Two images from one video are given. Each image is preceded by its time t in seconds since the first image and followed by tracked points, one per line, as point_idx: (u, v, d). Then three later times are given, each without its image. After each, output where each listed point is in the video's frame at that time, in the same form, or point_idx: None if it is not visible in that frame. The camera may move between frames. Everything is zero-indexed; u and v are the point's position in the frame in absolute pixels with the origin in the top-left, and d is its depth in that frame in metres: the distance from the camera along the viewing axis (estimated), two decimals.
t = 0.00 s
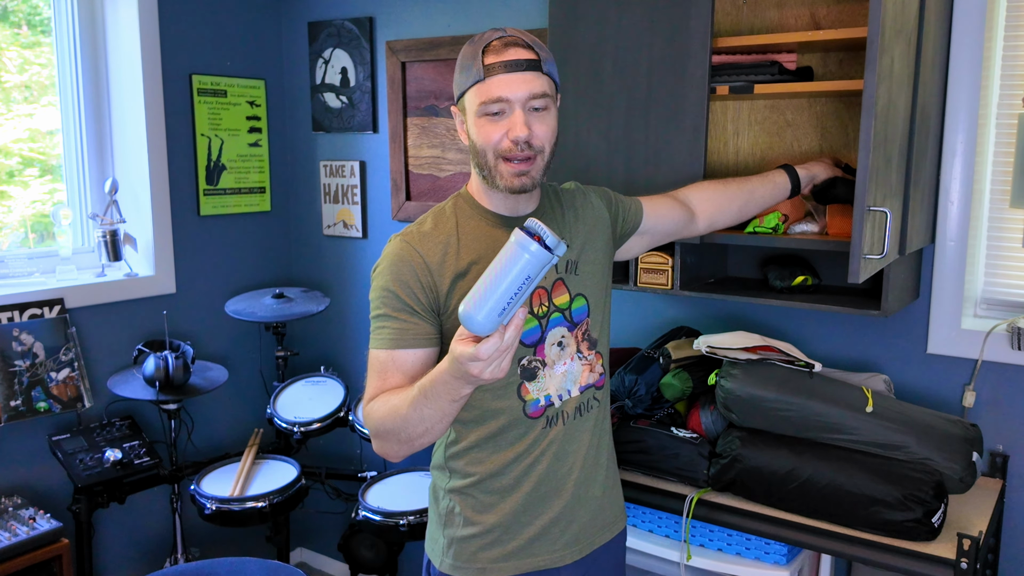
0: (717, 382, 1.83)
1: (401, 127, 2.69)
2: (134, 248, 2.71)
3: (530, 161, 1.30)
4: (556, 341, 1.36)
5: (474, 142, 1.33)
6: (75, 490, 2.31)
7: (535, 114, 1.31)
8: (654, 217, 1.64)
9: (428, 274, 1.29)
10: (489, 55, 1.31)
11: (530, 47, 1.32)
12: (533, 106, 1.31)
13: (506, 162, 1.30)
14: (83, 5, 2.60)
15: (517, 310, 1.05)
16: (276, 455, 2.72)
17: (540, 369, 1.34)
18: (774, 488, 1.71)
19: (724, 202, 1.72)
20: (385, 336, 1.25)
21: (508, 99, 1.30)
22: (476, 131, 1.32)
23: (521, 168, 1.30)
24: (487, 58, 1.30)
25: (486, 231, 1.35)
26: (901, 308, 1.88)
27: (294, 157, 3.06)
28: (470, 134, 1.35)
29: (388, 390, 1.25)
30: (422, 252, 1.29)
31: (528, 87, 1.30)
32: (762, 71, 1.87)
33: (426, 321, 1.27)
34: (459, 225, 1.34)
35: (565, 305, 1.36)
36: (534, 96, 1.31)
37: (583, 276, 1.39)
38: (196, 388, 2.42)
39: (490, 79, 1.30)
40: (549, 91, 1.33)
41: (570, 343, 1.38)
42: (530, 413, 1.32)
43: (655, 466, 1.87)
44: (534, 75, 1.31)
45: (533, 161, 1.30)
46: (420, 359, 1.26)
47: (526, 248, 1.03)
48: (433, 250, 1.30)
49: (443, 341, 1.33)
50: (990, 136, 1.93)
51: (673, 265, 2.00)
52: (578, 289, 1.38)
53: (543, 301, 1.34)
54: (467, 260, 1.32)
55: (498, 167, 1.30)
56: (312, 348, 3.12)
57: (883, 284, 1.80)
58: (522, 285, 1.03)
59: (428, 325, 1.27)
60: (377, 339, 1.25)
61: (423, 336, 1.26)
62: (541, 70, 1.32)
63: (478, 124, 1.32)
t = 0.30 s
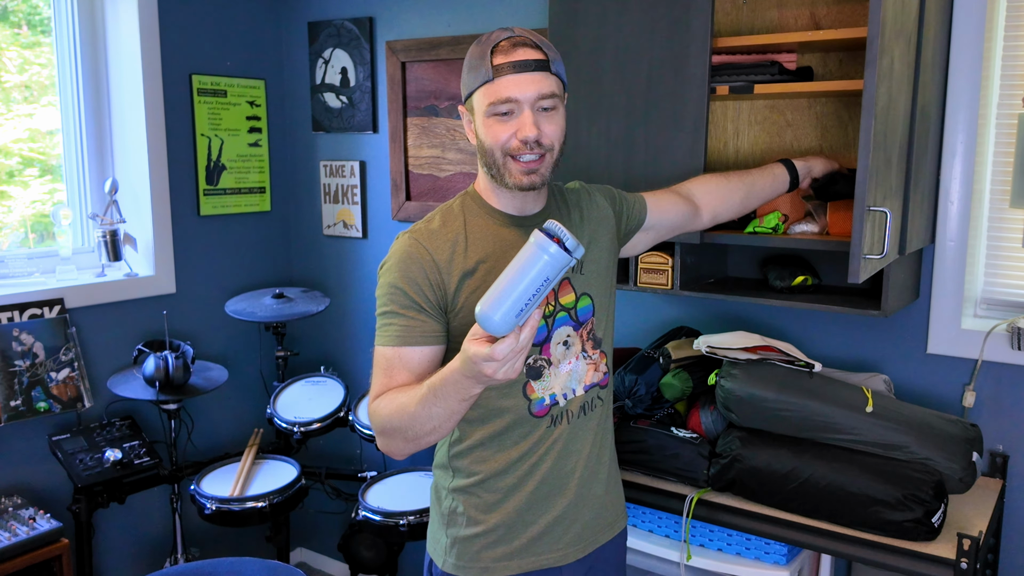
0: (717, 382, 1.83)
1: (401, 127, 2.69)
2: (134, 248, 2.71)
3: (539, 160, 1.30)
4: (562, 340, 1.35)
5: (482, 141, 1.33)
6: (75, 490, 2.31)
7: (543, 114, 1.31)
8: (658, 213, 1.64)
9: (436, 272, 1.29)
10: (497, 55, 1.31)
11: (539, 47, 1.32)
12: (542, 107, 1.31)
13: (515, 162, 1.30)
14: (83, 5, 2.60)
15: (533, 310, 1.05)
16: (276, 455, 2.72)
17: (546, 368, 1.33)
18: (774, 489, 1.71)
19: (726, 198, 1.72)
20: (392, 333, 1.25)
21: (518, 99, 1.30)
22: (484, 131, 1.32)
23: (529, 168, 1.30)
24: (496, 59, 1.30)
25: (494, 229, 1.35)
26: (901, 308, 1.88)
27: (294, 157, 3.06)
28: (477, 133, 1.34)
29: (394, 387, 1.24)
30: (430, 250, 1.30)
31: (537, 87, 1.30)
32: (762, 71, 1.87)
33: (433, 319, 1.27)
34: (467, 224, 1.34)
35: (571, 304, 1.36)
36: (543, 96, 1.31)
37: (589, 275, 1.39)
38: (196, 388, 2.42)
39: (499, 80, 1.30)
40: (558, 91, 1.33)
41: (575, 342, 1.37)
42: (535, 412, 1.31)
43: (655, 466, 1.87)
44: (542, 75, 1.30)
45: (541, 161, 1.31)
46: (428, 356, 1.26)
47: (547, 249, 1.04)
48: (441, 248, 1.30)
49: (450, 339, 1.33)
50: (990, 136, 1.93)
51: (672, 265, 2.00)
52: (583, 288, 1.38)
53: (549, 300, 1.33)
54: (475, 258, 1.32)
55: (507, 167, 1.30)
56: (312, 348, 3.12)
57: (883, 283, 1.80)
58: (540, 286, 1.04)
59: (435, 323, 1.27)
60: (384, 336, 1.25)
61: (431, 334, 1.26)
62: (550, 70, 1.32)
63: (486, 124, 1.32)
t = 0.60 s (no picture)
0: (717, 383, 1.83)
1: (401, 127, 2.69)
2: (134, 248, 2.71)
3: (537, 162, 1.30)
4: (560, 339, 1.35)
5: (482, 143, 1.33)
6: (75, 490, 2.31)
7: (543, 116, 1.31)
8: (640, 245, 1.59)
9: (435, 275, 1.30)
10: (497, 56, 1.30)
11: (539, 49, 1.32)
12: (541, 109, 1.31)
13: (514, 163, 1.30)
14: (83, 5, 2.60)
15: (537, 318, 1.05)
16: (276, 455, 2.72)
17: (546, 367, 1.33)
18: (775, 489, 1.71)
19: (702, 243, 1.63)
20: (391, 337, 1.25)
21: (518, 101, 1.29)
22: (483, 132, 1.32)
23: (529, 170, 1.30)
24: (496, 60, 1.30)
25: (492, 230, 1.35)
26: (901, 308, 1.88)
27: (295, 157, 3.06)
28: (476, 135, 1.34)
29: (395, 392, 1.25)
30: (428, 253, 1.30)
31: (537, 89, 1.30)
32: (763, 71, 1.87)
33: (432, 322, 1.28)
34: (465, 225, 1.34)
35: (569, 302, 1.36)
36: (543, 98, 1.31)
37: (586, 275, 1.39)
38: (196, 388, 2.42)
39: (499, 81, 1.30)
40: (557, 93, 1.33)
41: (574, 341, 1.37)
42: (536, 411, 1.31)
43: (655, 467, 1.87)
44: (542, 77, 1.31)
45: (540, 163, 1.30)
46: (427, 360, 1.26)
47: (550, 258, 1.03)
48: (439, 251, 1.31)
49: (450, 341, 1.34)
50: (990, 136, 1.93)
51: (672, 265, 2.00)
52: (580, 287, 1.38)
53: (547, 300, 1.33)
54: (474, 260, 1.32)
55: (506, 168, 1.30)
56: (312, 348, 3.12)
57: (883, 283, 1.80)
58: (544, 294, 1.03)
59: (435, 327, 1.28)
60: (383, 340, 1.26)
61: (431, 338, 1.26)
62: (550, 72, 1.32)
63: (485, 126, 1.32)
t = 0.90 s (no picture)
0: (718, 382, 1.83)
1: (401, 127, 2.69)
2: (134, 248, 2.71)
3: (532, 163, 1.31)
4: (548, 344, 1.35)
5: (476, 143, 1.32)
6: (75, 490, 2.31)
7: (538, 117, 1.31)
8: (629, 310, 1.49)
9: (423, 276, 1.30)
10: (493, 57, 1.30)
11: (533, 50, 1.33)
12: (536, 109, 1.31)
13: (509, 164, 1.30)
14: (83, 5, 2.60)
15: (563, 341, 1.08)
16: (276, 455, 2.72)
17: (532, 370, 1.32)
18: (775, 488, 1.71)
19: (639, 349, 1.42)
20: (380, 338, 1.26)
21: (513, 101, 1.29)
22: (477, 132, 1.32)
23: (524, 171, 1.30)
24: (492, 60, 1.30)
25: (483, 231, 1.34)
26: (901, 308, 1.88)
27: (294, 157, 3.06)
28: (470, 135, 1.34)
29: (384, 393, 1.26)
30: (416, 253, 1.30)
31: (533, 89, 1.30)
32: (763, 71, 1.87)
33: (420, 322, 1.29)
34: (455, 226, 1.34)
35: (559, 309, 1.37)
36: (538, 98, 1.31)
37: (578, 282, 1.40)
38: (196, 388, 2.42)
39: (494, 81, 1.30)
40: (551, 94, 1.34)
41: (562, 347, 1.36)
42: (521, 414, 1.31)
43: (655, 466, 1.87)
44: (537, 78, 1.31)
45: (535, 163, 1.31)
46: (417, 361, 1.28)
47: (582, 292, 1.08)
48: (427, 251, 1.31)
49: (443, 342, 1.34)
50: (989, 136, 1.93)
51: (673, 265, 2.01)
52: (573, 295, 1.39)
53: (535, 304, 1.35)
54: (462, 261, 1.32)
55: (500, 169, 1.30)
56: (311, 348, 3.12)
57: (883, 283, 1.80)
58: (570, 324, 1.07)
59: (422, 327, 1.29)
60: (372, 341, 1.27)
61: (418, 338, 1.28)
62: (543, 73, 1.32)
63: (480, 126, 1.31)
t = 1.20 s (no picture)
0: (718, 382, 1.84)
1: (401, 127, 2.69)
2: (134, 248, 2.71)
3: (526, 163, 1.31)
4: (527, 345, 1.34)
5: (470, 143, 1.32)
6: (75, 490, 2.31)
7: (532, 118, 1.32)
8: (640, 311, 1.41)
9: (404, 270, 1.32)
10: (489, 57, 1.30)
11: (528, 51, 1.33)
12: (530, 110, 1.31)
13: (503, 164, 1.30)
14: (83, 5, 2.60)
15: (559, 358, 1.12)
16: (276, 455, 2.72)
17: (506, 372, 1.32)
18: (774, 489, 1.71)
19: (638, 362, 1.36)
20: (362, 330, 1.30)
21: (508, 102, 1.29)
22: (472, 133, 1.32)
23: (517, 171, 1.30)
24: (488, 61, 1.30)
25: (468, 229, 1.35)
26: (901, 308, 1.88)
27: (294, 157, 3.06)
28: (464, 135, 1.34)
29: (370, 386, 1.30)
30: (399, 248, 1.32)
31: (528, 91, 1.30)
32: (762, 71, 1.87)
33: (402, 317, 1.31)
34: (441, 222, 1.35)
35: (541, 311, 1.36)
36: (533, 100, 1.31)
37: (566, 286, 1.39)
38: (196, 388, 2.42)
39: (490, 82, 1.30)
40: (546, 96, 1.34)
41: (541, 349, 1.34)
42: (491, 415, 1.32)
43: (655, 466, 1.87)
44: (533, 79, 1.31)
45: (528, 164, 1.31)
46: (397, 355, 1.31)
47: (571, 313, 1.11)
48: (410, 246, 1.32)
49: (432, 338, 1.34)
50: (989, 136, 1.93)
51: (673, 264, 2.01)
52: (557, 298, 1.38)
53: (515, 304, 1.34)
54: (443, 258, 1.33)
55: (494, 169, 1.31)
56: (311, 348, 3.12)
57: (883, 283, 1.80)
58: (560, 342, 1.10)
59: (404, 321, 1.31)
60: (356, 332, 1.31)
61: (399, 332, 1.30)
62: (539, 75, 1.32)
63: (474, 126, 1.31)
